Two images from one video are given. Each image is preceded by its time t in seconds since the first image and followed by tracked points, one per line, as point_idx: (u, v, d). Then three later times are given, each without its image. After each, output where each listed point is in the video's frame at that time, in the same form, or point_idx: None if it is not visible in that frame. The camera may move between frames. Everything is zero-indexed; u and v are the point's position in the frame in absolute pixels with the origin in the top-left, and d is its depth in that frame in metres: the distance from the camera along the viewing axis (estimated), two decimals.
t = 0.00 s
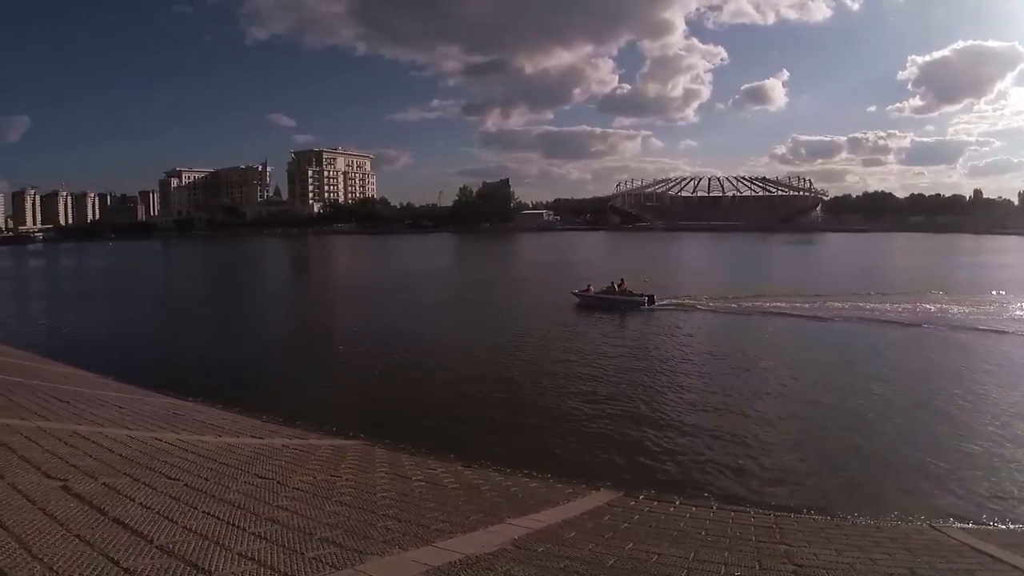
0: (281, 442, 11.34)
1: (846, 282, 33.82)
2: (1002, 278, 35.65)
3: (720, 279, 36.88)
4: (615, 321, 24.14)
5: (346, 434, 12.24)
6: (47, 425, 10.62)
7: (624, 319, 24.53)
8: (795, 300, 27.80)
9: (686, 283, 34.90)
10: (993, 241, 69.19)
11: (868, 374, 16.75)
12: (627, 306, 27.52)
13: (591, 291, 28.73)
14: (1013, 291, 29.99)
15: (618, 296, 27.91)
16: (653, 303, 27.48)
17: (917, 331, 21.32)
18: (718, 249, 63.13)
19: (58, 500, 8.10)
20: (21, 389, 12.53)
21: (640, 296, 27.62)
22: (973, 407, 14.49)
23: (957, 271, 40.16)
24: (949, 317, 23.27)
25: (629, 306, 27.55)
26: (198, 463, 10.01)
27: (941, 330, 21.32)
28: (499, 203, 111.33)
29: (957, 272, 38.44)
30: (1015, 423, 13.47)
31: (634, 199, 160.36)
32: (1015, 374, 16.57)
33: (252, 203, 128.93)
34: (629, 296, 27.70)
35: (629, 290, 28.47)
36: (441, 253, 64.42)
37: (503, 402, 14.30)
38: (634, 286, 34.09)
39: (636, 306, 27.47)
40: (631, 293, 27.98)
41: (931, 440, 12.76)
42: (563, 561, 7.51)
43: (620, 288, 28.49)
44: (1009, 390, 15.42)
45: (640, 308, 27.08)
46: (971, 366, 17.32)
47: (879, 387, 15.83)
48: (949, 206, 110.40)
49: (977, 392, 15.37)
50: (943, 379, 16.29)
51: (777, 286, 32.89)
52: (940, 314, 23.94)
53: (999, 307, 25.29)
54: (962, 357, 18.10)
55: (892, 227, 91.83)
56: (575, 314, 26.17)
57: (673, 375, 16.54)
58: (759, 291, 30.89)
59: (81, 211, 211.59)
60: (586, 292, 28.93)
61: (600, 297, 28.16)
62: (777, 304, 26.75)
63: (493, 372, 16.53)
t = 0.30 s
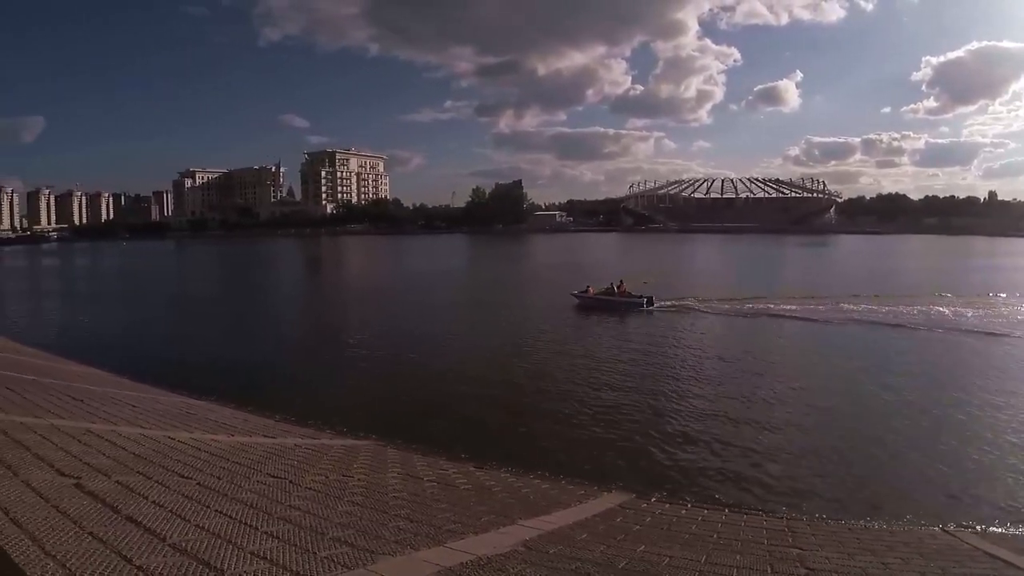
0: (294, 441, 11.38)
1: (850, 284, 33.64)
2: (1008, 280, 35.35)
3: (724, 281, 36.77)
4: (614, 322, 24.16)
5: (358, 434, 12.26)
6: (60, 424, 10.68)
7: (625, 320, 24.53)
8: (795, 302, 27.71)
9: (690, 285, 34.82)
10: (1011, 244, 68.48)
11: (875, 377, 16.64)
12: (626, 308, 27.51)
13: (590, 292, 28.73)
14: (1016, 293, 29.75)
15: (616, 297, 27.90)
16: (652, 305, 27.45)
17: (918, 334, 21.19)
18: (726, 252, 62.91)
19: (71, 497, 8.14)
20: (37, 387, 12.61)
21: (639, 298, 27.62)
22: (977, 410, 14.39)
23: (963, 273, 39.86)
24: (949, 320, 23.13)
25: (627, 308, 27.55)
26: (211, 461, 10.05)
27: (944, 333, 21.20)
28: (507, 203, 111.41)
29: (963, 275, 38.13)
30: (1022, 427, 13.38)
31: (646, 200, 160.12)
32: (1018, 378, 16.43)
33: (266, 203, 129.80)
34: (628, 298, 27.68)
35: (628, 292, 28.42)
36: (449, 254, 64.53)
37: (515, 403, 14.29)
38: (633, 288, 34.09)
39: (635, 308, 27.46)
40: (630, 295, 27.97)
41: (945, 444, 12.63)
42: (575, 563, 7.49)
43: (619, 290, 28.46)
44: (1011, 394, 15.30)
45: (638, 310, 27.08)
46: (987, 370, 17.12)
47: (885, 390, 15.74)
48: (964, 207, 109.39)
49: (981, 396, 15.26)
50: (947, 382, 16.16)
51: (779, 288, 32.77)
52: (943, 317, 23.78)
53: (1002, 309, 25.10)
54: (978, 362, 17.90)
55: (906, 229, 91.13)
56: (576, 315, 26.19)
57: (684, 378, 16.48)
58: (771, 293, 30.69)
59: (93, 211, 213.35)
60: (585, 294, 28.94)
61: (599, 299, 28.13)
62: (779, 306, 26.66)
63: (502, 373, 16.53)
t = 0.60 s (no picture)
0: (305, 441, 11.40)
1: (852, 287, 33.56)
2: (1012, 282, 35.20)
3: (726, 282, 36.73)
4: (615, 323, 24.19)
5: (370, 435, 12.27)
6: (74, 422, 10.73)
7: (626, 321, 24.55)
8: (794, 303, 27.69)
9: (692, 287, 34.80)
10: None
11: (881, 379, 16.55)
12: (625, 309, 27.55)
13: (589, 293, 28.79)
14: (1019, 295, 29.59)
15: (616, 298, 27.93)
16: (652, 307, 27.48)
17: (918, 336, 21.13)
18: (730, 254, 62.82)
19: (84, 495, 8.18)
20: (51, 386, 12.69)
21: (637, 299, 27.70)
22: (980, 413, 14.32)
23: (967, 275, 39.67)
24: (949, 323, 23.06)
25: (626, 309, 27.59)
26: (223, 461, 10.08)
27: (946, 336, 21.12)
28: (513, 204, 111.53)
29: (966, 277, 37.99)
30: None
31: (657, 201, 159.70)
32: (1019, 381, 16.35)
33: (278, 204, 130.39)
34: (625, 299, 27.72)
35: (626, 293, 28.43)
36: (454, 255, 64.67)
37: (525, 404, 14.27)
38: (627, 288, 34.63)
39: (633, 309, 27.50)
40: (629, 296, 28.01)
41: (958, 448, 12.50)
42: (586, 565, 7.46)
43: (617, 291, 28.48)
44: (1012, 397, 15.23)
45: (637, 311, 27.13)
46: (1003, 374, 16.90)
47: (890, 393, 15.67)
48: (979, 209, 108.34)
49: (984, 399, 15.19)
50: (950, 385, 16.09)
51: (780, 289, 32.72)
52: (945, 319, 23.69)
53: (1004, 312, 24.99)
54: (994, 365, 17.71)
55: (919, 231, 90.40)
56: (577, 316, 26.23)
57: (695, 380, 16.40)
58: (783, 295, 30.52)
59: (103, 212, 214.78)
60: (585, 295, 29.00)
61: (597, 300, 28.09)
62: (780, 308, 26.62)
63: (510, 374, 16.54)
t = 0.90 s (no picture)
0: (317, 441, 11.43)
1: (852, 288, 33.60)
2: (1012, 285, 35.14)
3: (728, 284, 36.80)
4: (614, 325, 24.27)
5: (381, 436, 12.29)
6: (87, 421, 10.80)
7: (625, 323, 24.65)
8: (793, 305, 27.74)
9: (693, 289, 34.86)
10: None
11: (886, 381, 16.52)
12: (623, 310, 27.64)
13: (588, 295, 28.90)
14: (1019, 297, 29.54)
15: (614, 300, 28.03)
16: (650, 308, 27.54)
17: (917, 338, 21.15)
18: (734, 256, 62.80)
19: (97, 494, 8.22)
20: (65, 386, 12.77)
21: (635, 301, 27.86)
22: (982, 416, 14.28)
23: (967, 277, 39.60)
24: (945, 325, 23.06)
25: (624, 310, 27.69)
26: (235, 460, 10.11)
27: (943, 338, 21.14)
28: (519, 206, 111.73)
29: (966, 279, 37.97)
30: None
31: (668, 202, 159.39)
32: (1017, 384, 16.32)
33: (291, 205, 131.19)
34: (624, 300, 27.90)
35: (624, 296, 28.56)
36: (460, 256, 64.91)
37: (536, 405, 14.25)
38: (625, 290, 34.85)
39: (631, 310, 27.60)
40: (627, 297, 28.09)
41: (972, 452, 12.38)
42: (598, 567, 7.43)
43: (617, 293, 28.62)
44: (1012, 400, 15.20)
45: (634, 313, 27.23)
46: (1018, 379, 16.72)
47: (896, 395, 15.61)
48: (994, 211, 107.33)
49: (985, 401, 15.16)
50: (953, 388, 16.06)
51: (780, 291, 32.77)
52: (943, 322, 23.68)
53: (1003, 314, 24.97)
54: (1009, 369, 17.53)
55: (933, 233, 89.68)
56: (576, 317, 26.33)
57: (707, 383, 16.34)
58: (795, 298, 30.36)
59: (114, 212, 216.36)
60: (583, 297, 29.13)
61: (597, 301, 28.20)
62: (779, 310, 26.67)
63: (518, 375, 16.55)
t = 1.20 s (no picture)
0: (329, 441, 11.45)
1: (853, 290, 33.56)
2: (1019, 287, 34.95)
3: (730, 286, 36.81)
4: (613, 326, 24.33)
5: (393, 436, 12.31)
6: (101, 420, 10.86)
7: (623, 324, 24.69)
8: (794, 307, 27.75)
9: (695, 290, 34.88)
10: None
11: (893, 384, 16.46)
12: (621, 311, 27.68)
13: (586, 295, 28.96)
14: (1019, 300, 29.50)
15: (612, 300, 28.09)
16: (648, 309, 27.54)
17: (923, 341, 21.06)
18: (737, 257, 62.79)
19: (109, 493, 8.26)
20: (78, 385, 12.85)
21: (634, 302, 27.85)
22: (985, 418, 14.23)
23: (969, 279, 39.48)
24: (943, 327, 23.03)
25: (621, 311, 27.73)
26: (247, 460, 10.14)
27: (941, 341, 21.11)
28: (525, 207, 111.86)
29: (968, 281, 37.87)
30: None
31: (679, 204, 159.14)
32: (1015, 386, 16.29)
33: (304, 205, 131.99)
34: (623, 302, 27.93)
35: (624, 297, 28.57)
36: (469, 257, 65.05)
37: (546, 407, 14.25)
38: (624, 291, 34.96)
39: (628, 311, 27.64)
40: (625, 298, 28.13)
41: (985, 456, 12.26)
42: (608, 569, 7.41)
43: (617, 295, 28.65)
44: (1011, 402, 15.16)
45: (632, 314, 27.27)
46: None
47: (902, 398, 15.56)
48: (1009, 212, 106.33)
49: (991, 404, 15.08)
50: (958, 390, 16.00)
51: (780, 293, 32.77)
52: (942, 324, 23.63)
53: (1002, 316, 24.90)
54: None
55: (946, 236, 89.06)
56: (576, 318, 26.40)
57: (718, 385, 16.27)
58: (807, 300, 30.24)
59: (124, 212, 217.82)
60: (581, 298, 29.20)
61: (596, 302, 28.29)
62: (780, 311, 26.66)
63: (525, 376, 16.57)
